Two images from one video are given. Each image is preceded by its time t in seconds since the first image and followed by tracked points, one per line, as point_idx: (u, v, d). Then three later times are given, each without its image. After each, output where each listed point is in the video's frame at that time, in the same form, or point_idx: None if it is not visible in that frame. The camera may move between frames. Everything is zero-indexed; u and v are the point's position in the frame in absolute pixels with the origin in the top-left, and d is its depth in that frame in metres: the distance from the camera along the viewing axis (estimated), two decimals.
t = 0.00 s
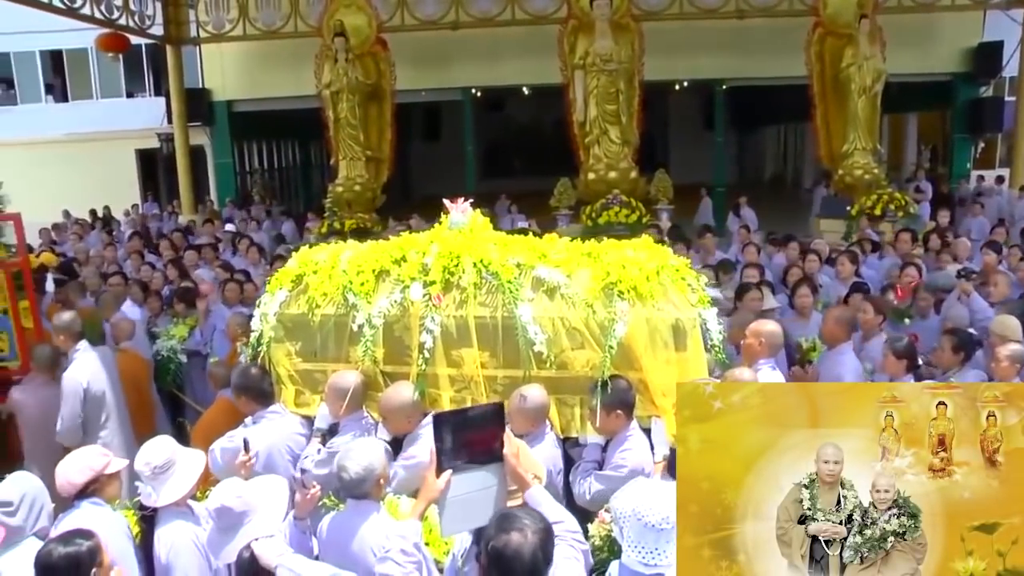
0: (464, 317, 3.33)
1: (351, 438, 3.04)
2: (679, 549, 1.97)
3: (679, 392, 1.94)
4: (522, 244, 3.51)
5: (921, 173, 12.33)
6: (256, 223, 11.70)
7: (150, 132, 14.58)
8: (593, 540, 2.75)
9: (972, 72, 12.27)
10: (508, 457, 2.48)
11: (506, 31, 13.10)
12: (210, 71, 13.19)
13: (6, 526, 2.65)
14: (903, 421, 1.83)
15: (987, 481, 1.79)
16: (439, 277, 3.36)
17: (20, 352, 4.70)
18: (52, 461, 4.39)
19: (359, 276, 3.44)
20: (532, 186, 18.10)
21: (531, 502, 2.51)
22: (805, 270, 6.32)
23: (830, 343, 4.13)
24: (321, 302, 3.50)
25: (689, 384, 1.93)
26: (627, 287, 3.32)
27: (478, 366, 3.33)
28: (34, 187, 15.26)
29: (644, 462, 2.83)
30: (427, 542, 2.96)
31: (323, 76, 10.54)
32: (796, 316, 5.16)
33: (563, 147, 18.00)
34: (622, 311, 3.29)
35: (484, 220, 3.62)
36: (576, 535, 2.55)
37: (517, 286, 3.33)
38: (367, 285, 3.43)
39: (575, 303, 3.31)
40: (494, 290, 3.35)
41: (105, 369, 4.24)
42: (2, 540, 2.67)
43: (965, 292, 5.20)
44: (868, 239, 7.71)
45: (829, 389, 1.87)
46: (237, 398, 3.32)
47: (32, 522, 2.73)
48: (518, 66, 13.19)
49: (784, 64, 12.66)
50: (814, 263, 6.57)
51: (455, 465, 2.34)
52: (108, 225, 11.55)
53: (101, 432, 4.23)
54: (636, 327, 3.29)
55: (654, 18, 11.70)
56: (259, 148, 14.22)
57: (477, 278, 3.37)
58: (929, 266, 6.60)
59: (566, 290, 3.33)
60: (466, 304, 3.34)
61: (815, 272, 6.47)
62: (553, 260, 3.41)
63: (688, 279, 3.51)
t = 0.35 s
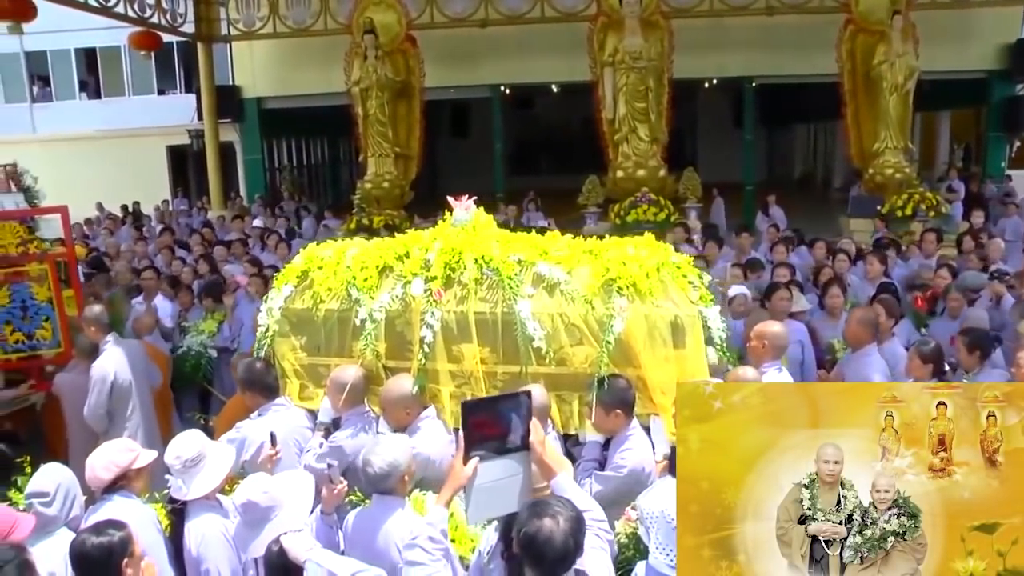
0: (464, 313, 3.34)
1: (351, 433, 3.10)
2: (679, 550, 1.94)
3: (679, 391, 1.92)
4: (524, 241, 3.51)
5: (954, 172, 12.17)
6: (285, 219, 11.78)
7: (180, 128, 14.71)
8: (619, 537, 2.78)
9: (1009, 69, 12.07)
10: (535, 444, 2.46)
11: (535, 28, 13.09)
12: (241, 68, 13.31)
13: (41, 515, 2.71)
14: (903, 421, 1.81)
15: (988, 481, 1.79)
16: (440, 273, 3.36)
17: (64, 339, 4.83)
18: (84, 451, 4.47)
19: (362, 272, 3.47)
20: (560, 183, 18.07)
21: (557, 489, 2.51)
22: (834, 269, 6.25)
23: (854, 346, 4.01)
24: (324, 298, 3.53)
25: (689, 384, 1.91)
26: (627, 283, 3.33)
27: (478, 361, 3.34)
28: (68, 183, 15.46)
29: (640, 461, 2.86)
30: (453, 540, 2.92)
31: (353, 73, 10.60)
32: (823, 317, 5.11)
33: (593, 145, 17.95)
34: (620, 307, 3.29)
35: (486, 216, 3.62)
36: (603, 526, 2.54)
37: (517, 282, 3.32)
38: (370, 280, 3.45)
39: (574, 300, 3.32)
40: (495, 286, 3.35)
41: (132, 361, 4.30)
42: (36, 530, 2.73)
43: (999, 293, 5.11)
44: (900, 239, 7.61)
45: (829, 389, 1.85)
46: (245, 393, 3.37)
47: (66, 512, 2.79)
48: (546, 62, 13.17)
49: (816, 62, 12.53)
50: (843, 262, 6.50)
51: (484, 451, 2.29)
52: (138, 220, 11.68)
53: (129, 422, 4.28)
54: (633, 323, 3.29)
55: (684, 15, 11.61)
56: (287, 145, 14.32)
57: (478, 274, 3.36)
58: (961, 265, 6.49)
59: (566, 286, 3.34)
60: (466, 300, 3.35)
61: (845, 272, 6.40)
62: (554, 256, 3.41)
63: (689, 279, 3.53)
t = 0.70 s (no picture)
0: (461, 315, 3.28)
1: (349, 434, 3.26)
2: (678, 550, 1.91)
3: (679, 391, 1.92)
4: (525, 243, 3.42)
5: (984, 175, 12.00)
6: (311, 218, 11.85)
7: (207, 128, 14.84)
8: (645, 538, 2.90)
9: None
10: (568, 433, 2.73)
11: (561, 29, 13.09)
12: (268, 69, 13.42)
13: (59, 511, 2.76)
14: (902, 422, 1.80)
15: (987, 480, 1.77)
16: (438, 275, 3.31)
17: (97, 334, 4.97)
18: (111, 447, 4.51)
19: (364, 274, 3.45)
20: (586, 184, 18.04)
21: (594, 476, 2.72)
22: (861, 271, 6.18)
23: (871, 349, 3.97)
24: (327, 299, 3.53)
25: (689, 383, 1.91)
26: (623, 287, 3.23)
27: (473, 363, 3.27)
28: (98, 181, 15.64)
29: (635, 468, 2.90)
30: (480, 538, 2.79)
31: (380, 74, 10.65)
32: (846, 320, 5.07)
33: (619, 145, 17.90)
34: (615, 312, 3.21)
35: (488, 218, 3.56)
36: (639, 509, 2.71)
37: (515, 286, 3.26)
38: (371, 282, 3.43)
39: (570, 303, 3.23)
40: (493, 289, 3.28)
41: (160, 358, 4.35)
42: (59, 526, 2.78)
43: None
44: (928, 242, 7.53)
45: (830, 389, 1.84)
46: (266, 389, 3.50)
47: (87, 506, 2.83)
48: (573, 62, 13.16)
49: (844, 63, 12.43)
50: (871, 264, 6.42)
51: (519, 442, 2.49)
52: (166, 218, 11.80)
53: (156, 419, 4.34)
54: (630, 328, 3.20)
55: (711, 15, 11.55)
56: (314, 144, 14.41)
57: (477, 277, 3.30)
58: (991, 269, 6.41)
59: (563, 289, 3.25)
60: (464, 302, 3.29)
61: (872, 275, 6.33)
62: (553, 259, 3.32)
63: (687, 283, 3.44)
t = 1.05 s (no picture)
0: (452, 317, 3.34)
1: (340, 435, 3.30)
2: (678, 548, 1.91)
3: (678, 391, 1.92)
4: (515, 245, 3.46)
5: (1008, 181, 11.88)
6: (331, 219, 11.90)
7: (228, 128, 14.93)
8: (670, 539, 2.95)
9: None
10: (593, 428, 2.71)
11: (582, 32, 13.08)
12: (289, 71, 13.52)
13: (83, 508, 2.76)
14: (902, 421, 1.79)
15: (988, 481, 1.75)
16: (430, 278, 3.37)
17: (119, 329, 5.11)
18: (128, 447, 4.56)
19: (357, 275, 3.51)
20: (605, 187, 18.01)
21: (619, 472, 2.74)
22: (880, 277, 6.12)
23: (873, 355, 3.97)
24: (322, 300, 3.58)
25: (689, 383, 1.91)
26: (613, 291, 3.31)
27: (462, 366, 3.34)
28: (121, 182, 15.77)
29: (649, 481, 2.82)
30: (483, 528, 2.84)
31: (400, 76, 10.69)
32: (863, 326, 5.03)
33: (639, 149, 17.85)
34: (603, 315, 3.28)
35: (481, 220, 3.59)
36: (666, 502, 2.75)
37: (505, 288, 3.30)
38: (364, 283, 3.48)
39: (558, 308, 3.30)
40: (484, 292, 3.34)
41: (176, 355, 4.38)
42: (79, 521, 2.79)
43: None
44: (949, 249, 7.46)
45: (829, 389, 1.83)
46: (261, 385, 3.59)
47: (108, 505, 2.82)
48: (593, 66, 13.14)
49: (867, 68, 12.36)
50: (891, 270, 6.35)
51: (549, 438, 2.47)
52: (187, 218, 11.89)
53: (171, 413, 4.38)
54: (618, 332, 3.28)
55: (732, 19, 11.49)
56: (333, 146, 14.49)
57: (469, 280, 3.36)
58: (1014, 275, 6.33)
59: (552, 294, 3.32)
60: (455, 305, 3.35)
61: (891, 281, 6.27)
62: (544, 263, 3.38)
63: (679, 287, 3.50)
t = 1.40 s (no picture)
0: (440, 317, 3.50)
1: (333, 431, 3.42)
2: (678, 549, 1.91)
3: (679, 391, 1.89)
4: (504, 247, 3.62)
5: None
6: (345, 220, 11.93)
7: (243, 129, 15.00)
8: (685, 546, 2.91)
9: None
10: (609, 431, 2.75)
11: (596, 34, 13.09)
12: (305, 71, 13.60)
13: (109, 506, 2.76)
14: (902, 422, 1.79)
15: (987, 481, 1.75)
16: (419, 278, 3.54)
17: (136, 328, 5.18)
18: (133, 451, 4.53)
19: (349, 276, 3.68)
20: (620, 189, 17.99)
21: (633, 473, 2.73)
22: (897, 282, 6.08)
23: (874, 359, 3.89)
24: (314, 299, 3.78)
25: (689, 382, 1.89)
26: (599, 294, 3.36)
27: (451, 364, 3.49)
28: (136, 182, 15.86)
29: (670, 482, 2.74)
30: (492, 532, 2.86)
31: (415, 78, 10.72)
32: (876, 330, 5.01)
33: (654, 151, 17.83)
34: (588, 319, 3.33)
35: (472, 223, 3.80)
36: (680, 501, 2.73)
37: (493, 289, 3.44)
38: (356, 282, 3.66)
39: (545, 309, 3.41)
40: (472, 293, 3.48)
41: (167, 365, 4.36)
42: (100, 516, 2.79)
43: None
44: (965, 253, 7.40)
45: (829, 388, 1.82)
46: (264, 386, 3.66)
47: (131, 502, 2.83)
48: (608, 68, 13.14)
49: (883, 70, 12.30)
50: (907, 276, 6.32)
51: (568, 437, 2.51)
52: (202, 217, 11.95)
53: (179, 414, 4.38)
54: (603, 335, 3.32)
55: (747, 21, 11.44)
56: (348, 147, 14.56)
57: (457, 281, 3.51)
58: None
59: (538, 296, 3.43)
60: (444, 305, 3.51)
61: (907, 286, 6.23)
62: (532, 265, 3.50)
63: (667, 291, 3.52)
